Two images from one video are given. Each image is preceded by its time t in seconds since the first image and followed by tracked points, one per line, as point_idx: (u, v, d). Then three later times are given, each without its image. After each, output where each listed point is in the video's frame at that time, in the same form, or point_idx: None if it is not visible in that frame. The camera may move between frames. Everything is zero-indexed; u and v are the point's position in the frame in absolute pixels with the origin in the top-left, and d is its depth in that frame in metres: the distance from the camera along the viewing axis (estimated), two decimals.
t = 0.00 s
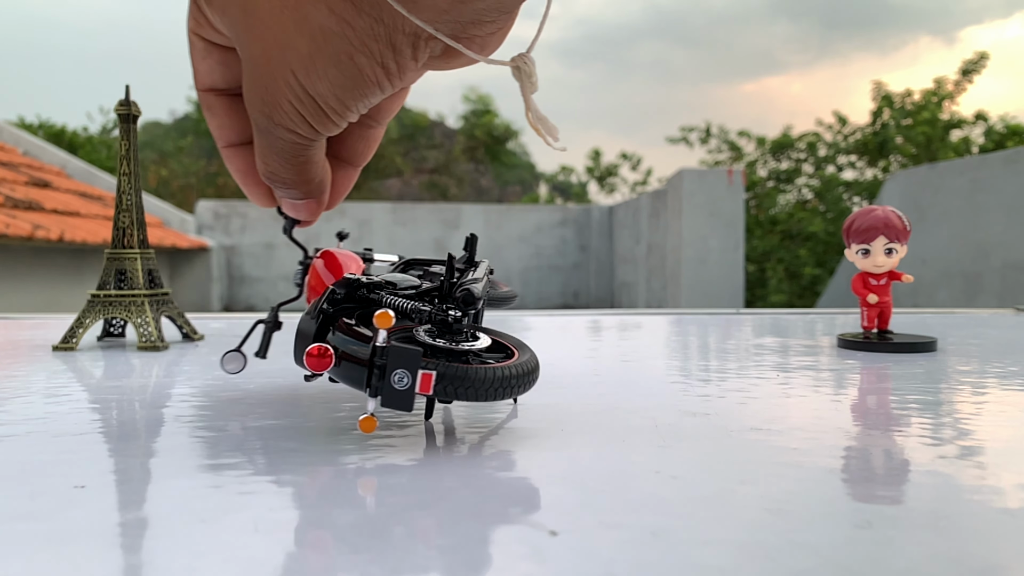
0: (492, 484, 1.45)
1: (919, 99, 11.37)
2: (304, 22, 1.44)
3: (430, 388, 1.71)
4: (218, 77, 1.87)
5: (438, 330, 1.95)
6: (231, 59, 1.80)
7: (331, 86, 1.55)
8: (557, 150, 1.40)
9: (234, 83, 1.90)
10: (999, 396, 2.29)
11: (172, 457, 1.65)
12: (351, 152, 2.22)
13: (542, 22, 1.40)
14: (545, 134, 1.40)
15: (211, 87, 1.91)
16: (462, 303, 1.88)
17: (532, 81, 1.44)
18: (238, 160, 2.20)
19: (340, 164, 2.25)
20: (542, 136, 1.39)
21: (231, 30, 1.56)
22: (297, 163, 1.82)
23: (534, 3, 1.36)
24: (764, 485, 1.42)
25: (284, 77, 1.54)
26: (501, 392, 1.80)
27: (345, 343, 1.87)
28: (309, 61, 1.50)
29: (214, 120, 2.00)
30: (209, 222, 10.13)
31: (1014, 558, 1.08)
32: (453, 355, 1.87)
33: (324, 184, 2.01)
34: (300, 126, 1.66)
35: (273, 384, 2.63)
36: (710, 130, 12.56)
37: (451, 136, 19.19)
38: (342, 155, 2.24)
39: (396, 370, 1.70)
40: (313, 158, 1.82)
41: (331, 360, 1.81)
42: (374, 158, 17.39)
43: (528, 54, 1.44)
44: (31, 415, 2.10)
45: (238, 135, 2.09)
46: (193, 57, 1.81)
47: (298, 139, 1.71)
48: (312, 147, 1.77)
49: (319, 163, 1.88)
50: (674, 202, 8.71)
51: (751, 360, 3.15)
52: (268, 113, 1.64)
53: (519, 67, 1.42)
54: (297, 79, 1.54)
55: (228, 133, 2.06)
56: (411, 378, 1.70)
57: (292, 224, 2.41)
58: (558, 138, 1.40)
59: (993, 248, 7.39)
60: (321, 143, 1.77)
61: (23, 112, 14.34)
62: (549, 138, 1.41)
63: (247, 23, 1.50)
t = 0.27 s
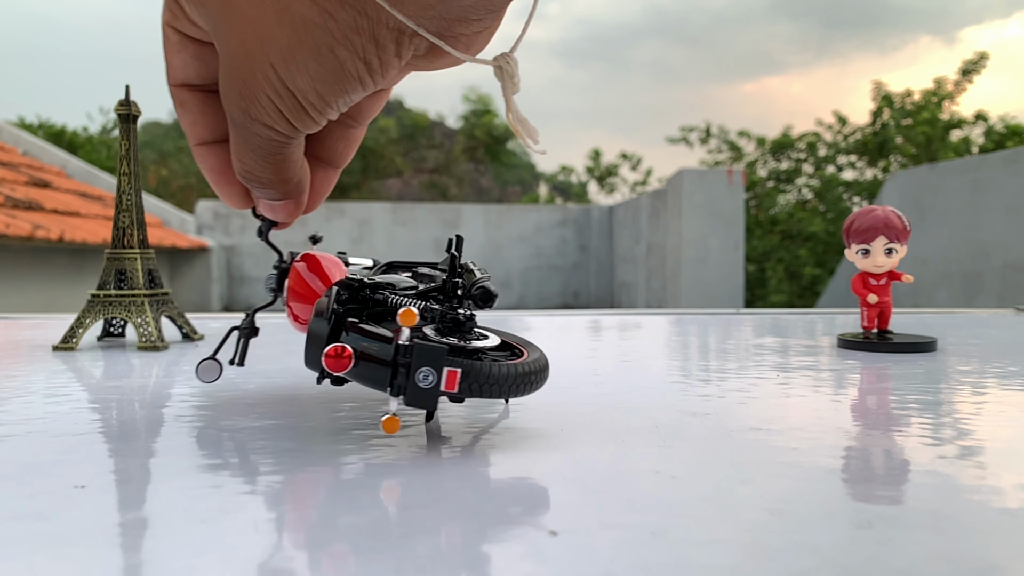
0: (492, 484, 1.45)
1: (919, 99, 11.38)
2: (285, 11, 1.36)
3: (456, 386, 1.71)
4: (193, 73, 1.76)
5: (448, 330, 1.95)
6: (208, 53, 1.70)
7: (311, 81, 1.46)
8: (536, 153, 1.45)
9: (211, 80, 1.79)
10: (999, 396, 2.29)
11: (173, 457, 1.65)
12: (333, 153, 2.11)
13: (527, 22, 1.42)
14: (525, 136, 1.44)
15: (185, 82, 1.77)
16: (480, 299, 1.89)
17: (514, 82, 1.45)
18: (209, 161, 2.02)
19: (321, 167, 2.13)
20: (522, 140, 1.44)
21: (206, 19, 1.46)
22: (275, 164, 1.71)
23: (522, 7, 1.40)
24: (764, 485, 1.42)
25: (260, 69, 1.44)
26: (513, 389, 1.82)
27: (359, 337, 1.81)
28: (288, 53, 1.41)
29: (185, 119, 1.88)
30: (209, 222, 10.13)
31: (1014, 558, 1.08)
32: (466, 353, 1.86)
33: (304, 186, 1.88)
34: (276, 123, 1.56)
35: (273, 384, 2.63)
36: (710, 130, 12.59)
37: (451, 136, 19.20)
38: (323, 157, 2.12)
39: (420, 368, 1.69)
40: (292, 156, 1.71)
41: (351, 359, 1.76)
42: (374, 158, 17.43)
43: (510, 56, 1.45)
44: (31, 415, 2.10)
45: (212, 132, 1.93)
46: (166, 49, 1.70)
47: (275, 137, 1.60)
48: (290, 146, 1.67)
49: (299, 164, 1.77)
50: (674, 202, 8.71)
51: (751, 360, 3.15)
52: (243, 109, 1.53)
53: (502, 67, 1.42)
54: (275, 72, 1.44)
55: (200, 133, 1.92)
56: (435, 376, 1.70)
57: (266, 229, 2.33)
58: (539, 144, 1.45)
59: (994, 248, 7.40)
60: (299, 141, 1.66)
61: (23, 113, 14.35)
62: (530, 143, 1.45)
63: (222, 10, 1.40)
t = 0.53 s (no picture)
0: (491, 484, 1.45)
1: (919, 99, 11.38)
2: None
3: (480, 385, 1.71)
4: (168, 65, 1.70)
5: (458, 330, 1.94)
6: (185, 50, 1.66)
7: (290, 74, 1.39)
8: (517, 155, 1.45)
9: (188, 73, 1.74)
10: (999, 396, 2.29)
11: (173, 457, 1.66)
12: (313, 154, 2.07)
13: (513, 26, 1.38)
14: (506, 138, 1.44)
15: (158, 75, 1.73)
16: (496, 297, 1.93)
17: (498, 84, 1.43)
18: (180, 156, 1.94)
19: (300, 168, 2.08)
20: (505, 142, 1.43)
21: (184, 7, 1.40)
22: (253, 157, 1.66)
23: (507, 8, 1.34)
24: (764, 486, 1.42)
25: (238, 60, 1.38)
26: (527, 387, 1.82)
27: (376, 337, 1.76)
28: (266, 45, 1.34)
29: (158, 111, 1.82)
30: (209, 222, 10.14)
31: (1014, 559, 1.08)
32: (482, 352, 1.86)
33: (284, 183, 1.84)
34: (254, 115, 1.50)
35: (272, 383, 2.63)
36: (710, 130, 12.64)
37: (452, 136, 19.21)
38: (302, 157, 2.08)
39: (445, 368, 1.69)
40: (270, 151, 1.66)
41: (372, 362, 1.71)
42: (374, 158, 17.45)
43: (496, 55, 1.42)
44: (31, 415, 2.10)
45: (184, 126, 1.86)
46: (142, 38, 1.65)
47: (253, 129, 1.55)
48: (269, 140, 1.62)
49: (279, 158, 1.72)
50: (674, 202, 8.72)
51: (751, 360, 3.15)
52: (219, 100, 1.48)
53: (487, 67, 1.40)
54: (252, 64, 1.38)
55: (172, 126, 1.85)
56: (460, 375, 1.69)
57: (245, 230, 2.29)
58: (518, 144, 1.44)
59: (993, 248, 7.41)
60: (278, 135, 1.61)
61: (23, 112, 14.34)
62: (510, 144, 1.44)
63: None
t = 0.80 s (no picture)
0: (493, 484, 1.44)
1: (919, 99, 11.37)
2: None
3: (501, 383, 1.66)
4: (149, 58, 1.68)
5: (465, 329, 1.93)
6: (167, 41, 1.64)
7: (275, 65, 1.37)
8: (501, 152, 1.45)
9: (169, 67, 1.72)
10: (999, 396, 2.29)
11: (174, 457, 1.66)
12: (297, 156, 2.06)
13: (503, 26, 1.38)
14: (491, 135, 1.44)
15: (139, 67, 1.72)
16: (509, 297, 1.90)
17: (485, 80, 1.42)
18: (159, 151, 1.89)
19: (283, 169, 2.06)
20: (490, 140, 1.44)
21: None
22: (234, 150, 1.64)
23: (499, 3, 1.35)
24: (764, 486, 1.42)
25: (221, 50, 1.36)
26: (539, 384, 1.81)
27: (391, 339, 1.69)
28: (251, 35, 1.32)
29: (136, 104, 1.78)
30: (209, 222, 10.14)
31: (1017, 559, 1.08)
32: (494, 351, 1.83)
33: (266, 179, 1.82)
34: (237, 107, 1.49)
35: (272, 383, 2.63)
36: (710, 130, 12.60)
37: (452, 136, 19.20)
38: (286, 159, 2.06)
39: (465, 367, 1.64)
40: (253, 147, 1.65)
41: (390, 363, 1.66)
42: (374, 157, 17.46)
43: (485, 51, 1.43)
44: (31, 415, 2.10)
45: (166, 119, 1.83)
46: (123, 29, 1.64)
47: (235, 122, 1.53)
48: (251, 134, 1.60)
49: (261, 151, 1.70)
50: (674, 202, 8.71)
51: (751, 360, 3.15)
52: (201, 91, 1.45)
53: (475, 64, 1.41)
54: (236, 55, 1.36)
55: (151, 120, 1.81)
56: (480, 374, 1.65)
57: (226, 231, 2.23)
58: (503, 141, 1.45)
59: (994, 248, 7.41)
60: (260, 128, 1.59)
61: (23, 112, 14.34)
62: (495, 140, 1.45)
63: None
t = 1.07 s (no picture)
0: (492, 485, 1.44)
1: (919, 99, 11.36)
2: None
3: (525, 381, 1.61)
4: (132, 52, 1.67)
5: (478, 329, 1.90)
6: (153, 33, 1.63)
7: (264, 55, 1.36)
8: (496, 154, 1.45)
9: (152, 60, 1.71)
10: (999, 396, 2.29)
11: (173, 457, 1.66)
12: (286, 158, 2.03)
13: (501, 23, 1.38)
14: (486, 135, 1.44)
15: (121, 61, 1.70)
16: (524, 295, 1.88)
17: (482, 78, 1.42)
18: (140, 148, 1.84)
19: (270, 171, 2.03)
20: (485, 140, 1.44)
21: None
22: (219, 149, 1.61)
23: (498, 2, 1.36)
24: (764, 486, 1.42)
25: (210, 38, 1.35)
26: (552, 382, 1.82)
27: (415, 339, 1.60)
28: (243, 22, 1.32)
29: (119, 98, 1.76)
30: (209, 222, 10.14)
31: (1016, 559, 1.08)
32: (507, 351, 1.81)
33: (251, 180, 1.79)
34: (222, 99, 1.47)
35: (272, 383, 2.63)
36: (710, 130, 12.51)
37: (452, 136, 19.18)
38: (274, 161, 2.03)
39: (492, 365, 1.58)
40: (237, 147, 1.63)
41: (416, 364, 1.58)
42: (374, 157, 17.47)
43: (483, 49, 1.41)
44: (32, 415, 2.10)
45: (148, 116, 1.79)
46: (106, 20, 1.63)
47: (219, 117, 1.52)
48: (236, 131, 1.58)
49: (247, 152, 1.68)
50: (674, 202, 8.71)
51: (751, 360, 3.15)
52: (187, 82, 1.44)
53: (473, 61, 1.40)
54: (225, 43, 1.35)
55: (132, 115, 1.78)
56: (507, 372, 1.59)
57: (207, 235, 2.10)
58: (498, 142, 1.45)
59: (994, 248, 7.41)
60: (246, 125, 1.58)
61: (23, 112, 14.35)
62: (490, 141, 1.45)
63: None
